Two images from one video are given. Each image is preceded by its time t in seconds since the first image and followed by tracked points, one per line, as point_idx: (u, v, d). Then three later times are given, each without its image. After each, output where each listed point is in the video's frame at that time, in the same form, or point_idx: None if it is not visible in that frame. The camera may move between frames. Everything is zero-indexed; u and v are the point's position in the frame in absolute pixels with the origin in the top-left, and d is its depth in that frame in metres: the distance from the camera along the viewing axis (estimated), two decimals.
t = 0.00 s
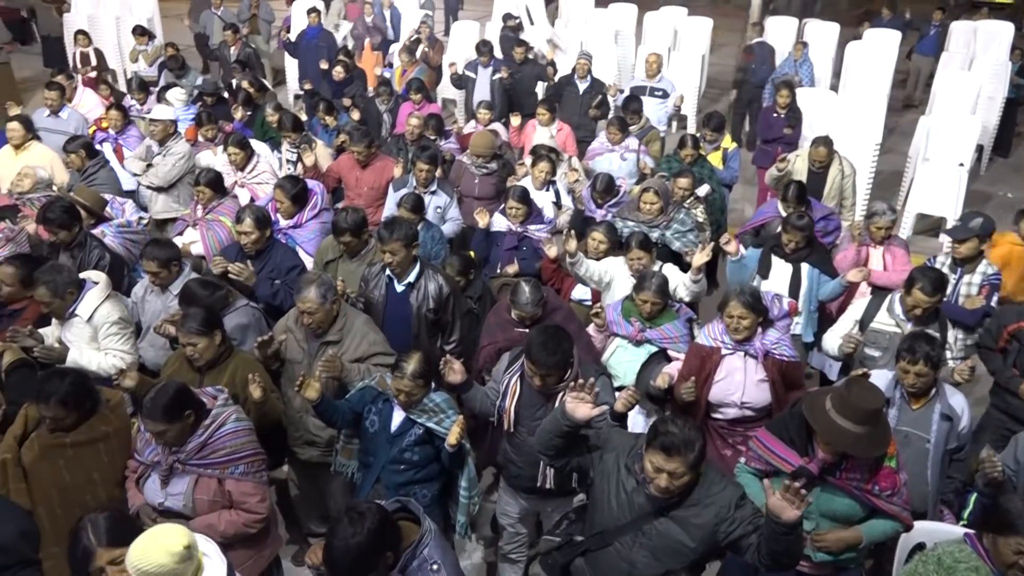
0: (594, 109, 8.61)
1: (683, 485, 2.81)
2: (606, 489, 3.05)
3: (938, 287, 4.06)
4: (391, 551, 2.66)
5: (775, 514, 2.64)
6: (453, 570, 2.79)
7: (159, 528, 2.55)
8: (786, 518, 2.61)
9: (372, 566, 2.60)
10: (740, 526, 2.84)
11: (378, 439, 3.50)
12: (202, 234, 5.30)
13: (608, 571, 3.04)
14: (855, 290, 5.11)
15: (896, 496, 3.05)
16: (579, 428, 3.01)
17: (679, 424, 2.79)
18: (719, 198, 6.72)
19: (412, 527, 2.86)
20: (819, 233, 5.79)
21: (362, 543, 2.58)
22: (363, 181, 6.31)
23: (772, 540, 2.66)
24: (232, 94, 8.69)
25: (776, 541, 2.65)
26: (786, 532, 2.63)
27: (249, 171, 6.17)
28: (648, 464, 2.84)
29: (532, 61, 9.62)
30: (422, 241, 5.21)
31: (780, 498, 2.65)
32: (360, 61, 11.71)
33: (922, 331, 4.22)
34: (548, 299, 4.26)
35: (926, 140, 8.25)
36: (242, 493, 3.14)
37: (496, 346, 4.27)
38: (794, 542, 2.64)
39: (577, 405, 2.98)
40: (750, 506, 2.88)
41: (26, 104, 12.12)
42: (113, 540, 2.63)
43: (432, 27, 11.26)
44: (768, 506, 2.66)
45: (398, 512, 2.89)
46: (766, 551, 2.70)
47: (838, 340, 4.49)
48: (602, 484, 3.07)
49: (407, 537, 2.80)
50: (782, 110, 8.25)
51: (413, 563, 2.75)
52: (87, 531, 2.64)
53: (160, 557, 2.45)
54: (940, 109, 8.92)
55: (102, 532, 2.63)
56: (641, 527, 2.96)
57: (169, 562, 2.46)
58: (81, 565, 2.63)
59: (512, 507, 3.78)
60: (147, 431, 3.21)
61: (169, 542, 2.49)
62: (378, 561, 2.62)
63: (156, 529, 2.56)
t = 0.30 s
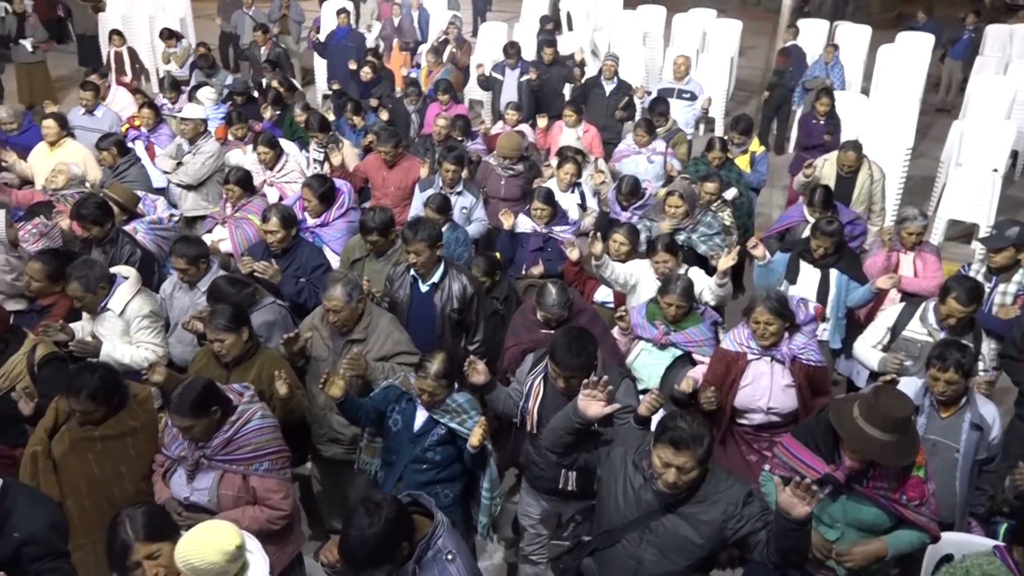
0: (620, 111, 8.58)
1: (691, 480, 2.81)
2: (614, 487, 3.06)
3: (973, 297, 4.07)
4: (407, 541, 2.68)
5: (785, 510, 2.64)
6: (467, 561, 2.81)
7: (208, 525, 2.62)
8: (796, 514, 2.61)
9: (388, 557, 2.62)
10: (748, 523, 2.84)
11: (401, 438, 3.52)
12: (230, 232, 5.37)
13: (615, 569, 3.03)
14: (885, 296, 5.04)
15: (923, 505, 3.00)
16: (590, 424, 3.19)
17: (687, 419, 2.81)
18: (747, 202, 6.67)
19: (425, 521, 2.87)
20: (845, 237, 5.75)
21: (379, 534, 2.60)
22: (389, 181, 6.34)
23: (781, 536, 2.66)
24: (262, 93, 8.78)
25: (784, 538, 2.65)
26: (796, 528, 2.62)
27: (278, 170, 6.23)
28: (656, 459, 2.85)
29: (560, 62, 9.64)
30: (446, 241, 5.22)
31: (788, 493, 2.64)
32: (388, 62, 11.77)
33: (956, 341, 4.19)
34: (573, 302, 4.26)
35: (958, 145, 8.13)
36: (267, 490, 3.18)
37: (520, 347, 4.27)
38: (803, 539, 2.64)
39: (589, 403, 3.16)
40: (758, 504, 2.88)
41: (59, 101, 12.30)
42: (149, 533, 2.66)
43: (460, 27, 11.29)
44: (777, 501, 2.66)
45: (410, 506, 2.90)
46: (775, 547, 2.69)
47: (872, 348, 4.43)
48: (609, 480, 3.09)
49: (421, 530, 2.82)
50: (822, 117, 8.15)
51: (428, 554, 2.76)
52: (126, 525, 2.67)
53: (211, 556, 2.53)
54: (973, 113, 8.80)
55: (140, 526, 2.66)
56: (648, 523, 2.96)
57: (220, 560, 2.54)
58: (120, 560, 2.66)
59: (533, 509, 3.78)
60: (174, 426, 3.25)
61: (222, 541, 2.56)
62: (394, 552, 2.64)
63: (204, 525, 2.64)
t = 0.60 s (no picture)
0: (636, 112, 8.57)
1: (686, 474, 2.82)
2: (611, 484, 3.04)
3: (995, 302, 4.00)
4: (403, 538, 2.68)
5: (782, 496, 2.67)
6: (465, 553, 2.84)
7: (242, 520, 2.66)
8: (792, 500, 2.64)
9: (385, 553, 2.64)
10: (747, 515, 2.85)
11: (414, 438, 3.53)
12: (247, 232, 5.41)
13: (618, 567, 3.03)
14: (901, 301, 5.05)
15: (941, 512, 2.97)
16: (586, 426, 3.00)
17: (677, 413, 2.81)
18: (763, 205, 6.65)
19: (422, 517, 2.86)
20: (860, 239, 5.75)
21: (374, 531, 2.60)
22: (405, 182, 6.36)
23: (779, 526, 2.67)
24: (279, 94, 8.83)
25: (782, 526, 2.66)
26: (792, 514, 2.65)
27: (295, 170, 6.26)
28: (650, 455, 2.85)
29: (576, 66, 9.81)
30: (461, 242, 5.22)
31: (783, 481, 2.66)
32: (405, 63, 11.80)
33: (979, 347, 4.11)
34: (589, 303, 4.25)
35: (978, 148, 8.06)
36: (281, 488, 3.19)
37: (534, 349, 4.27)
38: (801, 526, 2.65)
39: (585, 404, 2.98)
40: (757, 495, 2.88)
41: (80, 101, 12.44)
42: (177, 530, 2.66)
43: (476, 28, 11.31)
44: (772, 489, 2.69)
45: (407, 503, 2.88)
46: (774, 537, 2.70)
47: (891, 352, 4.41)
48: (605, 477, 3.06)
49: (418, 525, 2.81)
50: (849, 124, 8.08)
51: (427, 549, 2.77)
52: (154, 521, 2.67)
53: (245, 549, 2.57)
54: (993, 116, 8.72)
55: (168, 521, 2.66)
56: (648, 520, 2.95)
57: (252, 554, 2.57)
58: (147, 553, 2.66)
59: (545, 510, 3.77)
60: (190, 424, 3.28)
61: (253, 534, 2.61)
62: (390, 548, 2.65)
63: (238, 521, 2.68)
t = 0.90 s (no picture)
0: (646, 113, 8.56)
1: (686, 476, 2.81)
2: (612, 487, 3.03)
3: (1009, 304, 3.96)
4: (397, 540, 2.67)
5: (785, 497, 2.63)
6: (463, 554, 2.85)
7: (257, 514, 2.70)
8: (796, 501, 2.61)
9: (380, 556, 2.62)
10: (748, 516, 2.84)
11: (422, 438, 3.53)
12: (258, 231, 5.41)
13: (620, 570, 3.02)
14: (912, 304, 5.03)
15: (951, 517, 2.96)
16: (584, 429, 2.99)
17: (676, 415, 2.81)
18: (773, 206, 6.63)
19: (420, 517, 2.87)
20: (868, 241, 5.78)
21: (367, 535, 2.60)
22: (414, 182, 6.37)
23: (781, 527, 2.66)
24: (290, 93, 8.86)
25: (784, 526, 2.65)
26: (795, 515, 2.63)
27: (305, 170, 6.29)
28: (650, 458, 2.84)
29: (586, 66, 9.83)
30: (470, 242, 5.23)
31: (786, 482, 2.64)
32: (415, 63, 11.81)
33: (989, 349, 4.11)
34: (598, 304, 4.24)
35: (990, 150, 8.01)
36: (290, 487, 3.20)
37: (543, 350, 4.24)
38: (803, 527, 2.64)
39: (581, 407, 2.96)
40: (757, 495, 2.88)
41: (92, 100, 12.53)
42: (193, 524, 2.68)
43: (487, 28, 11.32)
44: (776, 490, 2.66)
45: (405, 504, 2.90)
46: (776, 538, 2.69)
47: (902, 353, 4.41)
48: (606, 480, 3.05)
49: (415, 526, 2.81)
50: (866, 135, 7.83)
51: (424, 550, 2.78)
52: (170, 515, 2.68)
53: (262, 542, 2.61)
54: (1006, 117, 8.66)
55: (183, 516, 2.68)
56: (649, 523, 2.95)
57: (269, 546, 2.62)
58: (162, 547, 2.68)
59: (552, 511, 3.76)
60: (199, 422, 3.28)
61: (270, 525, 2.66)
62: (385, 552, 2.64)
63: (253, 514, 2.72)
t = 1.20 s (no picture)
0: (655, 114, 8.54)
1: (693, 479, 2.80)
2: (618, 490, 3.03)
3: (1014, 302, 3.97)
4: (405, 545, 2.67)
5: (791, 502, 2.62)
6: (470, 559, 2.85)
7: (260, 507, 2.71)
8: (801, 505, 2.60)
9: (387, 561, 2.62)
10: (755, 519, 2.84)
11: (430, 438, 3.53)
12: (267, 230, 5.45)
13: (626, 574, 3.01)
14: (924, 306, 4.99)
15: (962, 522, 2.95)
16: (590, 432, 2.98)
17: (683, 418, 2.80)
18: (783, 208, 6.61)
19: (427, 520, 2.87)
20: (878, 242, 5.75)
21: (374, 539, 2.60)
22: (424, 182, 6.38)
23: (788, 532, 2.65)
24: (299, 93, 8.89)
25: (790, 531, 2.64)
26: (801, 519, 2.61)
27: (315, 169, 6.30)
28: (657, 461, 2.83)
29: (596, 66, 9.81)
30: (479, 242, 5.24)
31: (792, 486, 2.62)
32: (425, 63, 11.82)
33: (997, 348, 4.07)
34: (606, 304, 4.23)
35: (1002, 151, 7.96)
36: (298, 485, 3.22)
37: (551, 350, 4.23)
38: (810, 531, 2.63)
39: (587, 410, 2.95)
40: (764, 499, 2.88)
41: (104, 100, 12.58)
42: (206, 518, 2.70)
43: (496, 28, 11.32)
44: (782, 495, 2.64)
45: (412, 507, 2.89)
46: (782, 542, 2.69)
47: (909, 358, 4.36)
48: (613, 483, 3.05)
49: (423, 530, 2.82)
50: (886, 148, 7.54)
51: (432, 554, 2.79)
52: (184, 509, 2.69)
53: (271, 532, 2.62)
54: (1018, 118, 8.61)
55: (196, 510, 2.69)
56: (655, 526, 2.94)
57: (279, 535, 2.63)
58: (175, 542, 2.68)
59: (560, 513, 3.76)
60: (208, 420, 3.29)
61: (276, 514, 2.67)
62: (393, 556, 2.64)
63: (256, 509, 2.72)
